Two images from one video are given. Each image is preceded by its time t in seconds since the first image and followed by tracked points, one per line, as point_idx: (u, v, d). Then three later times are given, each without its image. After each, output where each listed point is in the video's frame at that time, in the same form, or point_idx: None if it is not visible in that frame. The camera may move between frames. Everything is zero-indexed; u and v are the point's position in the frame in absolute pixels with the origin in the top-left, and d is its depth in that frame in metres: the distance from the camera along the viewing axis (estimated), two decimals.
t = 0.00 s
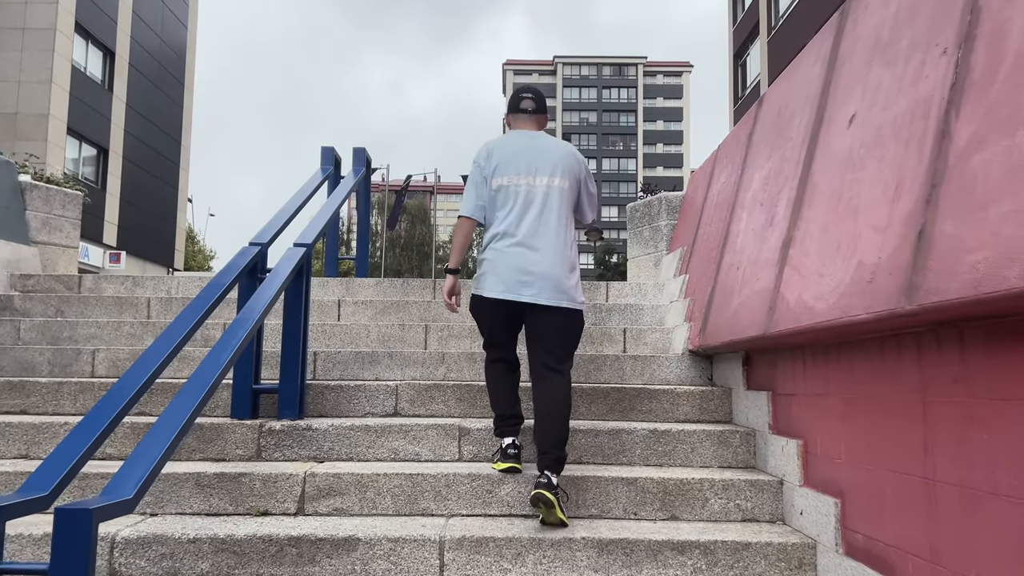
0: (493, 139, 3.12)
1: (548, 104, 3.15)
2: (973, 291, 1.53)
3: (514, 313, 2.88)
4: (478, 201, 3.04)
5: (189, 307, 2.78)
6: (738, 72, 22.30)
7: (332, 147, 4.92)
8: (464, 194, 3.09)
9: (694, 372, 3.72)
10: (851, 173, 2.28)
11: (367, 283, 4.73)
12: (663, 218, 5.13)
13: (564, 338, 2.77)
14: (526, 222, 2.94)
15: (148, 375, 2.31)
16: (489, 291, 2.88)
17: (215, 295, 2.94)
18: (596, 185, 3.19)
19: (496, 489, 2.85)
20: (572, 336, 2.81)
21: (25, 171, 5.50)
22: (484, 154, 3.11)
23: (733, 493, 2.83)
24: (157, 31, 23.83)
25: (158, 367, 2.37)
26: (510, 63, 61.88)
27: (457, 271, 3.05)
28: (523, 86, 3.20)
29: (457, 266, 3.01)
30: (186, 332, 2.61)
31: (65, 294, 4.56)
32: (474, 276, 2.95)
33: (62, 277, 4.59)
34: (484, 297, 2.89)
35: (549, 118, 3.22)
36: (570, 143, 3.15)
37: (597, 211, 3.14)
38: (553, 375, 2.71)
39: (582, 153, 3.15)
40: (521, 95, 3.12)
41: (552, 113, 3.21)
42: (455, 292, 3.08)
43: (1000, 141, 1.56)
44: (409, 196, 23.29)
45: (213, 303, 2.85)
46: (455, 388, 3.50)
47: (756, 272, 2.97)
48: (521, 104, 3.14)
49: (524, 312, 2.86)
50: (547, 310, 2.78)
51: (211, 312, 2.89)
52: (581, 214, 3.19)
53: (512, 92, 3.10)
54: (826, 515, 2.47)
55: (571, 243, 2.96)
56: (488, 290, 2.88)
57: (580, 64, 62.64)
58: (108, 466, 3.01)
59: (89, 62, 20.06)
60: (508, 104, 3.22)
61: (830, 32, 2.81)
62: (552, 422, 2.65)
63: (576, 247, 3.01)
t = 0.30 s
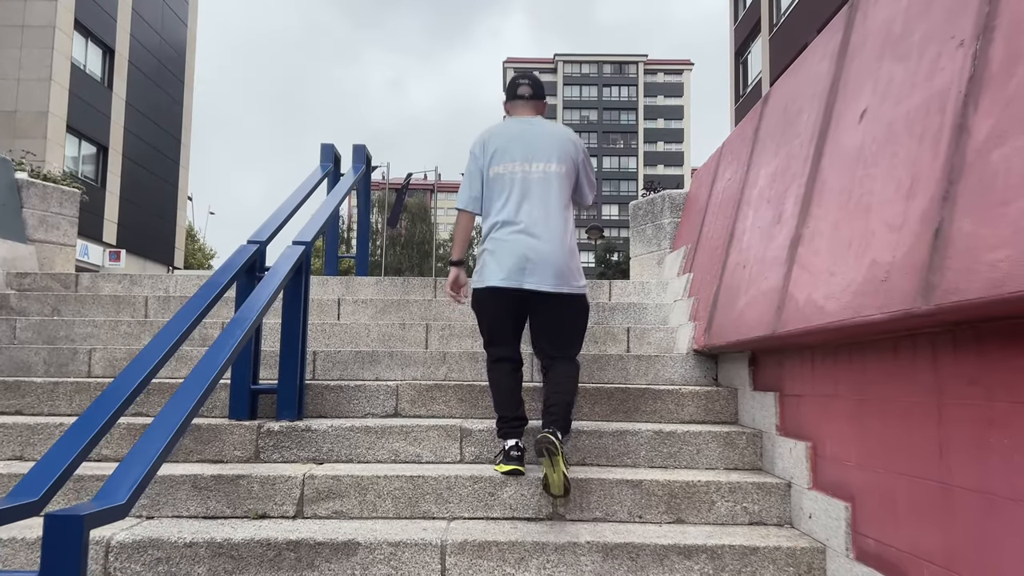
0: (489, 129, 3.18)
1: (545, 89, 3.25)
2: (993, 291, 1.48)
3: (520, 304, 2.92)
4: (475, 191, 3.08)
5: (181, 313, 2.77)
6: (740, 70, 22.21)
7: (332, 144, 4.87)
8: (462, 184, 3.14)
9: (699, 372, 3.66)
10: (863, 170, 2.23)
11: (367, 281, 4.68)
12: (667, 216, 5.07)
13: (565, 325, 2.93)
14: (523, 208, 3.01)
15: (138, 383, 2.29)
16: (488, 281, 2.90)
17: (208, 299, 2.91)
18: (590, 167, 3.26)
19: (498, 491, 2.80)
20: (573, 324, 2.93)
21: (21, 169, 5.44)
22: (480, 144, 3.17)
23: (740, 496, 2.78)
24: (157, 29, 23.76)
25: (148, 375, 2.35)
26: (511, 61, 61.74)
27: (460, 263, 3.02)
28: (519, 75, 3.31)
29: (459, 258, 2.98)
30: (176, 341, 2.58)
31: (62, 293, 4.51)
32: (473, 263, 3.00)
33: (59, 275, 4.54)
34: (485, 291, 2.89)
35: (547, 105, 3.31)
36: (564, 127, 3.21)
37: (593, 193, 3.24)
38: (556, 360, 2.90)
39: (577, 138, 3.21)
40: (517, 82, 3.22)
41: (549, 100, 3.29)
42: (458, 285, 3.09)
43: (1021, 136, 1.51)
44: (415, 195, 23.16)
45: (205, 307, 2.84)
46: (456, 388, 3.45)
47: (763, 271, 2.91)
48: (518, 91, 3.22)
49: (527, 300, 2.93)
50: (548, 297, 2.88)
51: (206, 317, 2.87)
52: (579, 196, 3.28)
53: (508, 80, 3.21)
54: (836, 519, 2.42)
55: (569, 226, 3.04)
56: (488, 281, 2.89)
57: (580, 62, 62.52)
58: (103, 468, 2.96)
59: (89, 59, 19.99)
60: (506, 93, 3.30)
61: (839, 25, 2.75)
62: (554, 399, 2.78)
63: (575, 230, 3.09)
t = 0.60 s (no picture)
0: (488, 121, 3.20)
1: (548, 78, 3.23)
2: (1020, 297, 1.41)
3: (526, 303, 2.92)
4: (477, 182, 3.16)
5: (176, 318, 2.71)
6: (741, 68, 22.13)
7: (332, 143, 4.80)
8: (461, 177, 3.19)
9: (705, 375, 3.60)
10: (876, 170, 2.16)
11: (367, 282, 4.61)
12: (671, 216, 5.01)
13: (568, 311, 3.06)
14: (522, 200, 3.01)
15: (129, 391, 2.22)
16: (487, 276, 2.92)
17: (203, 301, 2.85)
18: (592, 156, 3.25)
19: (502, 499, 2.74)
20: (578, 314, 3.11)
21: (17, 169, 5.38)
22: (480, 137, 3.19)
23: (749, 503, 2.72)
24: (157, 28, 23.69)
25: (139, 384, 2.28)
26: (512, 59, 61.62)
27: (472, 254, 3.16)
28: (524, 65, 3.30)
29: (469, 251, 3.10)
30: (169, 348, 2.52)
31: (58, 295, 4.45)
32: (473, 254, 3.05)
33: (56, 276, 4.48)
34: (482, 283, 2.91)
35: (552, 94, 3.28)
36: (565, 117, 3.19)
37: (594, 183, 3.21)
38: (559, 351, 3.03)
39: (577, 128, 3.19)
40: (519, 71, 3.23)
41: (554, 89, 3.28)
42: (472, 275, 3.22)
43: None
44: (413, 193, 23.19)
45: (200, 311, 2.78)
46: (458, 392, 3.39)
47: (772, 272, 2.85)
48: (520, 80, 3.23)
49: (533, 294, 2.94)
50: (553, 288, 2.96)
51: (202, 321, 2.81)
52: (582, 183, 3.27)
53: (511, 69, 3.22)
54: (848, 527, 2.36)
55: (570, 216, 3.03)
56: (488, 276, 2.90)
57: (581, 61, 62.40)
58: (98, 475, 2.90)
59: (88, 58, 19.92)
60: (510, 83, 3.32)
61: (849, 20, 2.68)
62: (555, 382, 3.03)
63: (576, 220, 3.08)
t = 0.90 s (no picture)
0: (489, 122, 3.14)
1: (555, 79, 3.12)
2: None
3: (532, 305, 2.84)
4: (478, 184, 3.11)
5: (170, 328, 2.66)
6: (741, 66, 22.05)
7: (331, 145, 4.73)
8: (463, 179, 3.15)
9: (711, 383, 3.54)
10: (892, 176, 2.09)
11: (367, 288, 4.55)
12: (675, 219, 4.94)
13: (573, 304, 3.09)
14: (523, 203, 2.94)
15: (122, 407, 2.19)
16: (488, 280, 2.88)
17: (200, 309, 2.80)
18: (596, 156, 3.17)
19: (505, 512, 2.67)
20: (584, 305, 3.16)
21: (13, 173, 5.32)
22: (481, 137, 3.14)
23: (758, 517, 2.66)
24: (155, 28, 23.60)
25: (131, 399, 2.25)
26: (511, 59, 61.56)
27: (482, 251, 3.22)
28: (531, 66, 3.21)
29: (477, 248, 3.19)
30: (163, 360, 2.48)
31: (53, 301, 4.38)
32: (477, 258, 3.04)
33: (51, 282, 4.41)
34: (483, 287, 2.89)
35: (559, 95, 3.18)
36: (568, 117, 3.11)
37: (598, 185, 3.14)
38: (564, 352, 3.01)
39: (580, 128, 3.10)
40: (526, 72, 3.14)
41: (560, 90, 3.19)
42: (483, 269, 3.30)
43: None
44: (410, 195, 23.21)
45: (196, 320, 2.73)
46: (459, 401, 3.32)
47: (781, 280, 2.78)
48: (526, 81, 3.14)
49: (539, 297, 2.86)
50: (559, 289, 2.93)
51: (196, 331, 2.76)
52: (586, 185, 3.20)
53: (517, 70, 3.14)
54: (862, 544, 2.29)
55: (573, 218, 2.96)
56: (488, 281, 2.86)
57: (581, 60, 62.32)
58: (92, 489, 2.84)
59: (87, 59, 19.84)
60: (517, 84, 3.23)
61: (861, 22, 2.60)
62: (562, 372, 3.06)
63: (579, 222, 3.01)
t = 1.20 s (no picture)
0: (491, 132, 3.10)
1: (560, 90, 3.09)
2: None
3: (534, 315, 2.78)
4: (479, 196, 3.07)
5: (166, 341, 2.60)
6: (740, 66, 21.99)
7: (329, 150, 4.67)
8: (465, 189, 3.11)
9: (715, 393, 3.49)
10: (904, 188, 2.04)
11: (366, 295, 4.49)
12: (677, 224, 4.89)
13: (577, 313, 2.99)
14: (526, 214, 2.88)
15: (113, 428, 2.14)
16: (490, 291, 2.82)
17: (195, 323, 2.74)
18: (599, 168, 3.12)
19: (507, 529, 2.62)
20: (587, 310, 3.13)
21: (8, 178, 5.26)
22: (483, 148, 3.10)
23: (765, 532, 2.61)
24: (154, 29, 23.54)
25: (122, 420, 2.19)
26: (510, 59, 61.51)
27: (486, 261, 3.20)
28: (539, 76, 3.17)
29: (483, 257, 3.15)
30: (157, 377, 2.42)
31: (48, 309, 4.33)
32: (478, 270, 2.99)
33: (46, 290, 4.35)
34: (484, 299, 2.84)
35: (565, 105, 3.14)
36: (570, 129, 3.06)
37: (601, 197, 3.08)
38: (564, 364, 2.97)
39: (583, 139, 3.06)
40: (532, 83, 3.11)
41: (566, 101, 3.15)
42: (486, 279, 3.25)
43: None
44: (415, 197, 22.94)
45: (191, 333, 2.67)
46: (460, 412, 3.27)
47: (788, 291, 2.73)
48: (532, 92, 3.11)
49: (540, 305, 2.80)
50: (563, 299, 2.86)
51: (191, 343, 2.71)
52: (588, 199, 3.15)
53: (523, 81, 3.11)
54: (873, 563, 2.24)
55: (575, 231, 2.91)
56: (490, 292, 2.80)
57: (580, 60, 62.27)
58: (86, 505, 2.79)
59: (85, 60, 19.78)
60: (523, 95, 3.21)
61: (869, 28, 2.55)
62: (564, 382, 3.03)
63: (582, 235, 2.96)
